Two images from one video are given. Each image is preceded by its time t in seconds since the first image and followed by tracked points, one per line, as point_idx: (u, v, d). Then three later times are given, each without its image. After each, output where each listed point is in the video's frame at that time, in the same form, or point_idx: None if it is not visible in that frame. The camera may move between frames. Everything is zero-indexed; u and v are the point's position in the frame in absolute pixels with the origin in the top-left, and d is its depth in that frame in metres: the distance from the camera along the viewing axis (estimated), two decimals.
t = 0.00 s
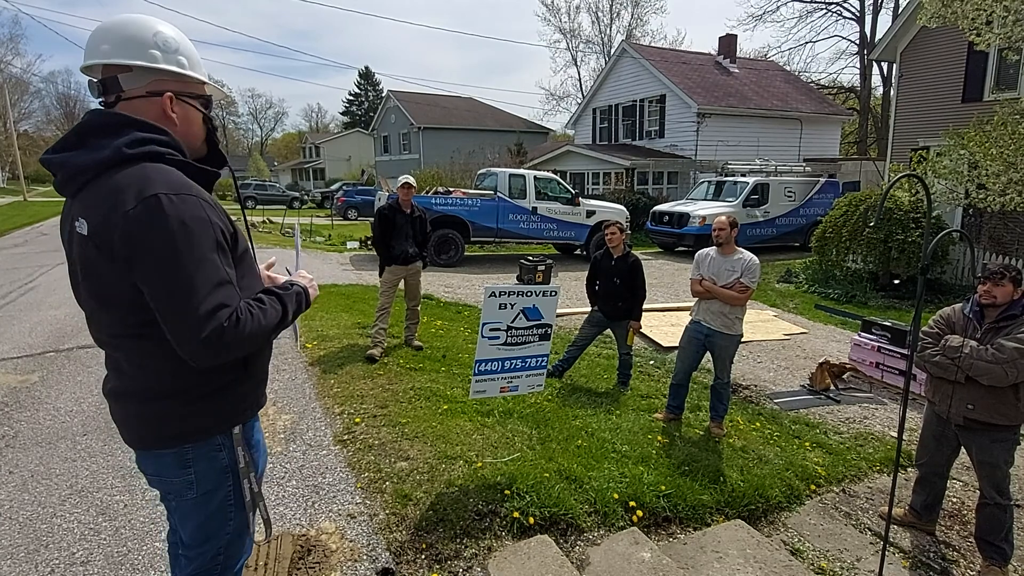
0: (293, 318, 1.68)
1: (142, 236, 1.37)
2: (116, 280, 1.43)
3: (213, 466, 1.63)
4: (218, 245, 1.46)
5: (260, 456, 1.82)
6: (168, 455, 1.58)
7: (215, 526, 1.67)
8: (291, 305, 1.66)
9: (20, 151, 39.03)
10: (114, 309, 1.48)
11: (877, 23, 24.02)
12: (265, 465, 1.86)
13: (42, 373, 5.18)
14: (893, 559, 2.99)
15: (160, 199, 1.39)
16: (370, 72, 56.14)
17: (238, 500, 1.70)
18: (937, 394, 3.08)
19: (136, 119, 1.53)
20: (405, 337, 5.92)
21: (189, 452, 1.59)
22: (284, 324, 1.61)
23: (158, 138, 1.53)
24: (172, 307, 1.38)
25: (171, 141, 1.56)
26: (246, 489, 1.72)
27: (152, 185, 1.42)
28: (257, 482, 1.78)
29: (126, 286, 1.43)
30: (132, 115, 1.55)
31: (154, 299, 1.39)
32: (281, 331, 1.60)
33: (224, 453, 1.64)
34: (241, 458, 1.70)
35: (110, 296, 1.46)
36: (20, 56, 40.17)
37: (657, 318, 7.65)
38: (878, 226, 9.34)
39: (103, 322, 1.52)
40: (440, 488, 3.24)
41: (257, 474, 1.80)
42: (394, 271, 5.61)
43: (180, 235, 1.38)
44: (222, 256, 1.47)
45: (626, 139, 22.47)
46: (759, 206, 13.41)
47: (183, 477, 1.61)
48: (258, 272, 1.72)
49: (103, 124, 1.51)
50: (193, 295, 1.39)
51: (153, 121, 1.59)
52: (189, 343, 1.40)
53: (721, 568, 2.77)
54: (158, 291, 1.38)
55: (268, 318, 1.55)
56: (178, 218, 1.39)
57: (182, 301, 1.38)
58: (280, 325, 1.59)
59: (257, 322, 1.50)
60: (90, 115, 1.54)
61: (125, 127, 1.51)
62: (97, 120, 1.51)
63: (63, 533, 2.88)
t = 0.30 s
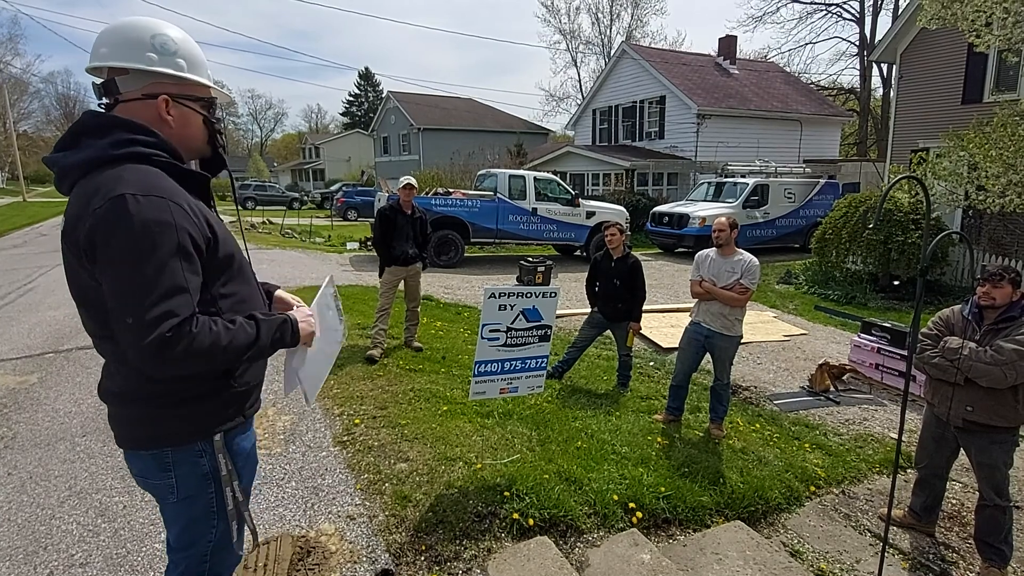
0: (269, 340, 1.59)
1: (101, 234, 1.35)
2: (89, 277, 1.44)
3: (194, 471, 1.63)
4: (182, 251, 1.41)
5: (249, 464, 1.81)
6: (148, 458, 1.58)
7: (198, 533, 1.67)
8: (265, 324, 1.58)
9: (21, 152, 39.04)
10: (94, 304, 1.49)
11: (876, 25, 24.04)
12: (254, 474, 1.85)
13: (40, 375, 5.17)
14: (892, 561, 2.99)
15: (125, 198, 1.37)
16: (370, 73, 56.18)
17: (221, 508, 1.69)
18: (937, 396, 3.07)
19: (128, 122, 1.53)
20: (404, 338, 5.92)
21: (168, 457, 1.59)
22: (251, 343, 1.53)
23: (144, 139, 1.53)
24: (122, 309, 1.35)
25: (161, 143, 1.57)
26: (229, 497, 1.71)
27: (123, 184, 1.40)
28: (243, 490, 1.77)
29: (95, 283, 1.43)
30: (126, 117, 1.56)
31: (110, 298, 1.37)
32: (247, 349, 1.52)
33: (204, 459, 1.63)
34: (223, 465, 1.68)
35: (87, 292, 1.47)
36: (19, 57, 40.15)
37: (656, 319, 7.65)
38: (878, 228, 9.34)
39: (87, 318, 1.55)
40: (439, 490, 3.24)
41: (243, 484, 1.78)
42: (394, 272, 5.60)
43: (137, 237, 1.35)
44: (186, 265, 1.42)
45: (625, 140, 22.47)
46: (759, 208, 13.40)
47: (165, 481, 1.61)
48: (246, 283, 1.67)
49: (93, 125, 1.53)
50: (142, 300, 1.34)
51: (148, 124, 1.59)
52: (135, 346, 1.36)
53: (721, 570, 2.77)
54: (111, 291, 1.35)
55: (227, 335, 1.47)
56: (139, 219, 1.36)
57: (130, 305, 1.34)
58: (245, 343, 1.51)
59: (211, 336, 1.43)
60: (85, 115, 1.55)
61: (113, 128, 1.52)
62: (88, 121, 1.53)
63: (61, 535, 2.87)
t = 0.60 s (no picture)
0: (246, 347, 1.54)
1: (78, 226, 1.36)
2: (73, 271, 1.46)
3: (170, 477, 1.62)
4: (155, 249, 1.39)
5: (230, 472, 1.80)
6: (126, 458, 1.58)
7: (174, 538, 1.67)
8: (242, 332, 1.52)
9: (20, 152, 39.03)
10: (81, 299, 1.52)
11: (876, 26, 24.08)
12: (235, 485, 1.84)
13: (39, 375, 5.16)
14: (892, 562, 2.99)
15: (103, 194, 1.38)
16: (370, 74, 56.19)
17: (196, 516, 1.68)
18: (936, 397, 3.07)
19: (127, 122, 1.54)
20: (404, 340, 5.92)
21: (144, 458, 1.59)
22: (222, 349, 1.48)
23: (138, 138, 1.53)
24: (86, 303, 1.34)
25: (157, 143, 1.56)
26: (205, 506, 1.70)
27: (104, 180, 1.41)
28: (221, 499, 1.77)
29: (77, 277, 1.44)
30: (124, 118, 1.56)
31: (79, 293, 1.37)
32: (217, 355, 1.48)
33: (180, 466, 1.63)
34: (198, 472, 1.67)
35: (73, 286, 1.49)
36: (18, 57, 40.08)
37: (656, 320, 7.65)
38: (877, 229, 9.34)
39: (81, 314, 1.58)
40: (439, 491, 3.23)
41: (223, 493, 1.77)
42: (393, 273, 5.60)
43: (109, 232, 1.34)
44: (159, 264, 1.40)
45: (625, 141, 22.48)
46: (758, 209, 13.40)
47: (142, 483, 1.62)
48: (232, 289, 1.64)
49: (93, 123, 1.54)
50: (106, 295, 1.33)
51: (146, 124, 1.59)
52: (96, 341, 1.35)
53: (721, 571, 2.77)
54: (80, 284, 1.35)
55: (194, 339, 1.43)
56: (113, 215, 1.36)
57: (96, 299, 1.33)
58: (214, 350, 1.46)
59: (174, 338, 1.39)
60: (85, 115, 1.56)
61: (112, 127, 1.53)
62: (88, 120, 1.54)
63: (60, 535, 2.87)
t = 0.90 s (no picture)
0: (243, 350, 1.54)
1: (74, 230, 1.37)
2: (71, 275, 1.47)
3: (169, 478, 1.62)
4: (150, 253, 1.39)
5: (231, 474, 1.79)
6: (125, 459, 1.58)
7: (174, 540, 1.66)
8: (239, 333, 1.52)
9: (20, 154, 39.04)
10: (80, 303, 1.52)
11: (874, 28, 24.15)
12: (235, 487, 1.84)
13: (39, 377, 5.16)
14: (892, 563, 2.99)
15: (98, 198, 1.38)
16: (370, 76, 56.23)
17: (196, 517, 1.68)
18: (935, 398, 3.07)
19: (126, 126, 1.55)
20: (403, 341, 5.92)
21: (145, 460, 1.59)
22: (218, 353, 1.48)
23: (135, 141, 1.53)
24: (82, 308, 1.35)
25: (153, 145, 1.56)
26: (205, 508, 1.70)
27: (99, 184, 1.41)
28: (220, 501, 1.77)
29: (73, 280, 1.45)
30: (125, 122, 1.56)
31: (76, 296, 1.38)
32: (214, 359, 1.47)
33: (179, 467, 1.63)
34: (197, 473, 1.67)
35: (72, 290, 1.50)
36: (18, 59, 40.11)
37: (656, 322, 7.65)
38: (877, 230, 9.35)
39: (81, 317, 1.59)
40: (439, 493, 3.23)
41: (224, 495, 1.77)
42: (393, 275, 5.60)
43: (103, 237, 1.35)
44: (154, 268, 1.40)
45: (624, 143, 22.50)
46: (758, 210, 13.42)
47: (142, 485, 1.62)
48: (229, 291, 1.64)
49: (89, 126, 1.54)
50: (102, 300, 1.34)
51: (148, 128, 1.60)
52: (92, 345, 1.35)
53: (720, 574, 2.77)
54: (76, 288, 1.35)
55: (190, 343, 1.43)
56: (107, 219, 1.36)
57: (92, 304, 1.33)
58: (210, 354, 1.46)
59: (170, 341, 1.40)
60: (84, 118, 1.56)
61: (108, 130, 1.53)
62: (86, 123, 1.54)
63: (60, 538, 2.87)
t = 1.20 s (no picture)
0: (256, 337, 1.56)
1: (87, 229, 1.37)
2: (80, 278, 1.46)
3: (183, 476, 1.63)
4: (166, 250, 1.41)
5: (239, 470, 1.81)
6: (137, 460, 1.58)
7: (186, 538, 1.67)
8: (252, 323, 1.54)
9: (19, 156, 39.06)
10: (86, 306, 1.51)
11: (873, 29, 24.21)
12: (244, 484, 1.85)
13: (39, 379, 5.16)
14: (892, 564, 2.98)
15: (112, 197, 1.38)
16: (369, 78, 56.23)
17: (208, 514, 1.69)
18: (934, 398, 3.08)
19: (131, 129, 1.55)
20: (403, 343, 5.92)
21: (157, 459, 1.59)
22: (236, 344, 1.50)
23: (140, 142, 1.54)
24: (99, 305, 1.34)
25: (155, 146, 1.57)
26: (216, 505, 1.71)
27: (112, 183, 1.42)
28: (231, 498, 1.78)
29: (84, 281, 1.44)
30: (130, 125, 1.56)
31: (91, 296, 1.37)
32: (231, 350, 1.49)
33: (194, 464, 1.64)
34: (211, 470, 1.68)
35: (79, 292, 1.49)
36: (17, 60, 40.08)
37: (655, 323, 7.66)
38: (876, 231, 9.35)
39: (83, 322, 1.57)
40: (439, 494, 3.23)
41: (233, 491, 1.79)
42: (392, 276, 5.60)
43: (120, 234, 1.35)
44: (170, 264, 1.41)
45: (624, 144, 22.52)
46: (757, 211, 13.44)
47: (153, 485, 1.62)
48: (238, 287, 1.66)
49: (89, 128, 1.54)
50: (120, 297, 1.33)
51: (153, 132, 1.60)
52: (110, 342, 1.35)
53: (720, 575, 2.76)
54: (91, 286, 1.35)
55: (208, 334, 1.44)
56: (122, 218, 1.36)
57: (109, 301, 1.33)
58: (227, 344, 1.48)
59: (189, 333, 1.41)
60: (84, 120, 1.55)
61: (109, 131, 1.53)
62: (85, 125, 1.54)
63: (59, 540, 2.86)
